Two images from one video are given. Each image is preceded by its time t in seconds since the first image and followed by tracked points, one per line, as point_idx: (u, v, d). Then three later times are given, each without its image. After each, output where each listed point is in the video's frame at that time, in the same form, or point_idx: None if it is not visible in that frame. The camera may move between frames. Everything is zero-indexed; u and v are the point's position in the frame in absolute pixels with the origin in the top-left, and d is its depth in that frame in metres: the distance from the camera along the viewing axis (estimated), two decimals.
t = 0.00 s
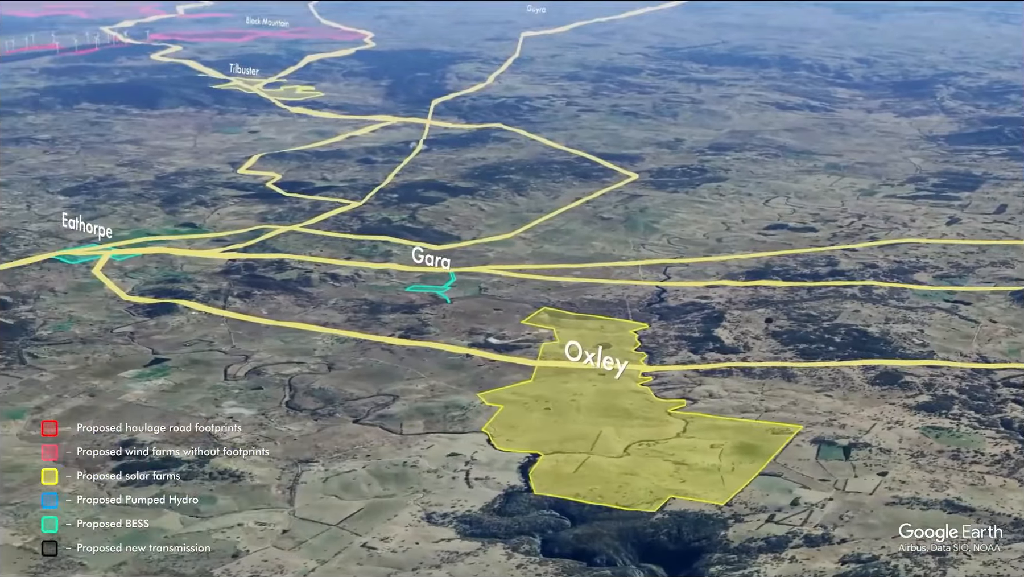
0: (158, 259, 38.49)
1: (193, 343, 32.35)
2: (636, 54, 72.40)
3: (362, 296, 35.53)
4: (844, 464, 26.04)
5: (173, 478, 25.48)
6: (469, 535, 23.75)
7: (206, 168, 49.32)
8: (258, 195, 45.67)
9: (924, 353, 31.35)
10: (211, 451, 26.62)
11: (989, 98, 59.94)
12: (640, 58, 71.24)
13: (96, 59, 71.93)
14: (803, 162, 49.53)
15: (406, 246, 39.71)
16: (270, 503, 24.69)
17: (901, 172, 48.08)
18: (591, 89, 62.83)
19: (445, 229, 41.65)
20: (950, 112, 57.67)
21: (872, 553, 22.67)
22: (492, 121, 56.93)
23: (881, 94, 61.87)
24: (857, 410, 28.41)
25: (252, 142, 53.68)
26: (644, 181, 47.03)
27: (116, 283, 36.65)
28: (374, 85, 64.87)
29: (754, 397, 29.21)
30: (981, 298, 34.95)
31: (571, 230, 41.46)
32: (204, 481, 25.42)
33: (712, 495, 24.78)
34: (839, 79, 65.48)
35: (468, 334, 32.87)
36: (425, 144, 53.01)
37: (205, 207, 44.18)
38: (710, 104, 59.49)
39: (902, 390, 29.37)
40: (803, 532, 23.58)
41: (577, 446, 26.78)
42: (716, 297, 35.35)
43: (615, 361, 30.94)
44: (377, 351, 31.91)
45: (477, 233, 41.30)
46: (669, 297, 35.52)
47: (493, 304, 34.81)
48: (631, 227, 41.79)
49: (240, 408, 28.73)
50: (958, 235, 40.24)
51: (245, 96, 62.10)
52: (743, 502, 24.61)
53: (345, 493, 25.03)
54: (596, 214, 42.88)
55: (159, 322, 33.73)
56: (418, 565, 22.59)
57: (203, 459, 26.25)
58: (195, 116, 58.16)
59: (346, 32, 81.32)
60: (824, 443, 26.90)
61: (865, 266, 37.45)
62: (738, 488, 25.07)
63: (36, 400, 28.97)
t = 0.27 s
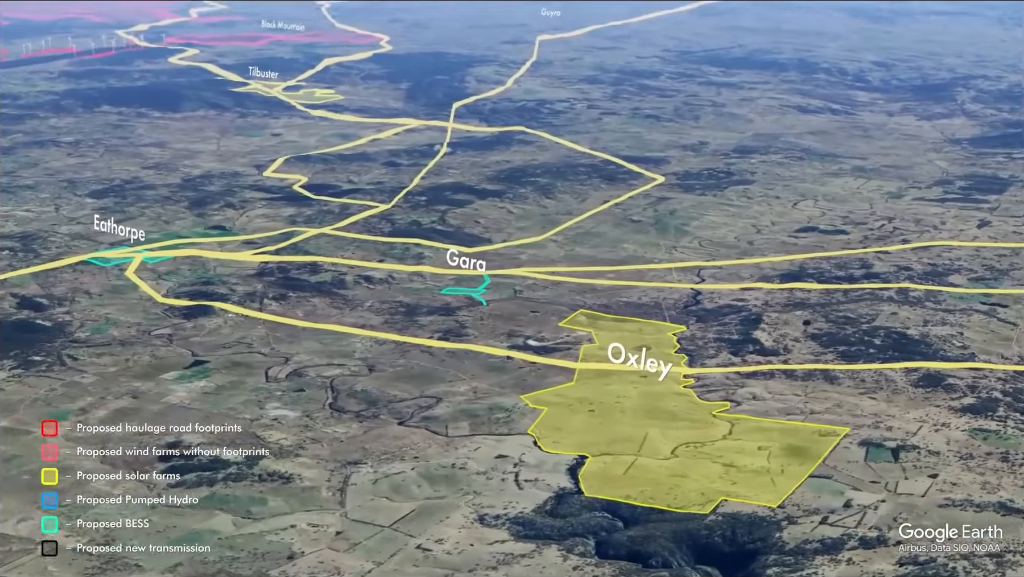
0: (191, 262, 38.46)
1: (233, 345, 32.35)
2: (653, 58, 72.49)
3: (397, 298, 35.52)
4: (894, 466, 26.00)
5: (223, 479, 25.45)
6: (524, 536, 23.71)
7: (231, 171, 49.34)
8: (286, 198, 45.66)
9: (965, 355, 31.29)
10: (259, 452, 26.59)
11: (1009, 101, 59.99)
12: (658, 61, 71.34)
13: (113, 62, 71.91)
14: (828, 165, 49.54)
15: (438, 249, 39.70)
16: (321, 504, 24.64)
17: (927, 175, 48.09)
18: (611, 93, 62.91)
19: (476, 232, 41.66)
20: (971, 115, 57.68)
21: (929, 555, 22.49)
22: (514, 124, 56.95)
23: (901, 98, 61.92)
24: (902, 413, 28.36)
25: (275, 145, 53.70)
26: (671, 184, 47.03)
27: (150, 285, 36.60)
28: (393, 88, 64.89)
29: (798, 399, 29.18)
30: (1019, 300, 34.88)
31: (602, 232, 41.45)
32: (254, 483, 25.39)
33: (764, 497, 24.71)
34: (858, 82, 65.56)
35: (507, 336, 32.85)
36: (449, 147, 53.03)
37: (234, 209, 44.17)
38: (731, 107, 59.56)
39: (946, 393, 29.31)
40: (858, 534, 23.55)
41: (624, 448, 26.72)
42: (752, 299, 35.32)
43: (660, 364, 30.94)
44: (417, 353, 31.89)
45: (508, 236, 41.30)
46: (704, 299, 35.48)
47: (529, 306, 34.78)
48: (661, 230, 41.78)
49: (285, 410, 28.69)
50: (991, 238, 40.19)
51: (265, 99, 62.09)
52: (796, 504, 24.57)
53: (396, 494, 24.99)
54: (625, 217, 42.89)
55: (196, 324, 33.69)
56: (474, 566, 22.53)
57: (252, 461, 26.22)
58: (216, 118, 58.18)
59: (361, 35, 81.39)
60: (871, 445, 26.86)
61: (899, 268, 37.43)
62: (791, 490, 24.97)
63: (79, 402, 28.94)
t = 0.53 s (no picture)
0: (223, 264, 38.41)
1: (272, 347, 32.31)
2: (670, 61, 72.57)
3: (433, 301, 35.50)
4: (944, 468, 25.99)
5: (272, 481, 25.46)
6: (577, 538, 23.67)
7: (256, 173, 49.33)
8: (313, 201, 45.64)
9: (1007, 357, 31.23)
10: (307, 454, 26.57)
11: None
12: (675, 64, 71.42)
13: (130, 65, 71.88)
14: (854, 168, 49.53)
15: (470, 251, 39.69)
16: (373, 506, 24.60)
17: (953, 177, 48.07)
18: (631, 96, 62.98)
19: (506, 235, 41.65)
20: (993, 118, 57.68)
21: (986, 557, 22.39)
22: (536, 126, 56.97)
23: (921, 100, 61.96)
24: (948, 415, 28.32)
25: (299, 147, 53.71)
26: (698, 186, 47.02)
27: (184, 287, 36.53)
28: (413, 91, 64.91)
29: (842, 401, 29.14)
30: None
31: (632, 234, 41.42)
32: (304, 485, 25.38)
33: (816, 498, 24.67)
34: (877, 85, 65.60)
35: (545, 338, 32.83)
36: (473, 149, 53.05)
37: (262, 211, 44.12)
38: (752, 110, 59.59)
39: (990, 395, 29.25)
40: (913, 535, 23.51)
41: (672, 450, 26.68)
42: (788, 301, 35.31)
43: (704, 365, 30.93)
44: (457, 355, 31.87)
45: (538, 238, 41.29)
46: (740, 301, 35.45)
47: (566, 308, 34.75)
48: (691, 232, 41.75)
49: (329, 412, 28.65)
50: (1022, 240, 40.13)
51: (285, 102, 62.07)
52: (848, 506, 24.53)
53: (447, 496, 24.94)
54: (655, 219, 42.88)
55: (233, 326, 33.64)
56: (530, 568, 22.47)
57: (300, 462, 26.21)
58: (238, 121, 58.19)
59: (377, 39, 81.45)
60: (920, 447, 26.83)
61: (934, 271, 37.41)
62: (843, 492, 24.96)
63: (122, 403, 28.86)
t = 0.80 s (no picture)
0: (255, 265, 38.36)
1: (310, 349, 32.25)
2: (686, 64, 72.67)
3: (468, 302, 35.47)
4: (993, 469, 25.93)
5: (322, 482, 25.45)
6: (631, 539, 23.58)
7: (281, 175, 49.31)
8: (340, 203, 45.60)
9: None
10: (354, 455, 26.53)
11: None
12: (691, 66, 71.52)
13: (147, 67, 71.87)
14: (879, 170, 49.54)
15: (502, 253, 39.67)
16: (424, 507, 24.48)
17: (979, 180, 48.08)
18: (650, 98, 63.05)
19: (536, 237, 41.64)
20: (1015, 120, 57.72)
21: None
22: (558, 129, 56.99)
23: (941, 103, 62.03)
24: (994, 416, 28.26)
25: (322, 149, 53.69)
26: (724, 188, 47.03)
27: (218, 289, 36.46)
28: (431, 93, 64.92)
29: (886, 403, 29.10)
30: None
31: (663, 236, 41.40)
32: (354, 486, 25.34)
33: (868, 500, 24.59)
34: (895, 88, 65.67)
35: (584, 340, 32.78)
36: (496, 151, 53.05)
37: (290, 213, 44.07)
38: (773, 112, 59.65)
39: None
40: (968, 537, 23.42)
41: (719, 451, 26.60)
42: (824, 303, 35.28)
43: (750, 368, 30.86)
44: (496, 356, 31.83)
45: (568, 240, 41.28)
46: (776, 303, 35.39)
47: (602, 310, 34.72)
48: (721, 234, 41.73)
49: (372, 413, 28.59)
50: None
51: (304, 104, 62.08)
52: (900, 507, 24.45)
53: (497, 497, 24.86)
54: (684, 221, 42.86)
55: (270, 327, 33.59)
56: (587, 568, 22.36)
57: (349, 464, 26.19)
58: (259, 124, 58.19)
59: (391, 42, 81.49)
60: (967, 449, 26.77)
61: (968, 273, 37.40)
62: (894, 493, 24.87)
63: (165, 405, 28.78)
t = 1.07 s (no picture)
0: (287, 267, 38.28)
1: (349, 350, 32.17)
2: (702, 66, 72.72)
3: (503, 304, 35.41)
4: None
5: (371, 483, 25.34)
6: (685, 540, 23.49)
7: (306, 176, 49.24)
8: (367, 204, 45.53)
9: None
10: (401, 457, 26.44)
11: None
12: (708, 69, 71.56)
13: (163, 69, 71.79)
14: (904, 172, 49.54)
15: (533, 255, 39.62)
16: (475, 508, 24.37)
17: (1005, 181, 48.06)
18: (669, 100, 63.07)
19: (566, 238, 41.60)
20: None
21: None
22: (579, 130, 56.96)
23: (961, 105, 62.05)
24: None
25: (344, 151, 53.63)
26: (750, 190, 47.00)
27: (251, 290, 36.35)
28: (450, 95, 64.87)
29: (930, 404, 29.04)
30: None
31: (693, 238, 41.34)
32: (403, 487, 25.23)
33: (919, 501, 24.49)
34: (914, 89, 65.69)
35: (622, 341, 32.72)
36: (519, 153, 53.02)
37: (317, 214, 43.99)
38: (793, 114, 59.66)
39: None
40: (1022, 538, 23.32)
41: (767, 453, 26.51)
42: (860, 304, 35.23)
43: (791, 369, 30.80)
44: (535, 358, 31.77)
45: (598, 242, 41.25)
46: (811, 304, 35.32)
47: (638, 311, 34.66)
48: (751, 236, 41.68)
49: (416, 415, 28.50)
50: None
51: (323, 106, 62.05)
52: (952, 508, 24.35)
53: (547, 498, 24.77)
54: (713, 223, 42.82)
55: (307, 328, 33.52)
56: (643, 570, 22.35)
57: (397, 465, 26.10)
58: (279, 125, 58.13)
59: (405, 45, 81.45)
60: (1015, 450, 26.70)
61: (1002, 274, 37.35)
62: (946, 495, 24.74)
63: (207, 406, 28.69)
